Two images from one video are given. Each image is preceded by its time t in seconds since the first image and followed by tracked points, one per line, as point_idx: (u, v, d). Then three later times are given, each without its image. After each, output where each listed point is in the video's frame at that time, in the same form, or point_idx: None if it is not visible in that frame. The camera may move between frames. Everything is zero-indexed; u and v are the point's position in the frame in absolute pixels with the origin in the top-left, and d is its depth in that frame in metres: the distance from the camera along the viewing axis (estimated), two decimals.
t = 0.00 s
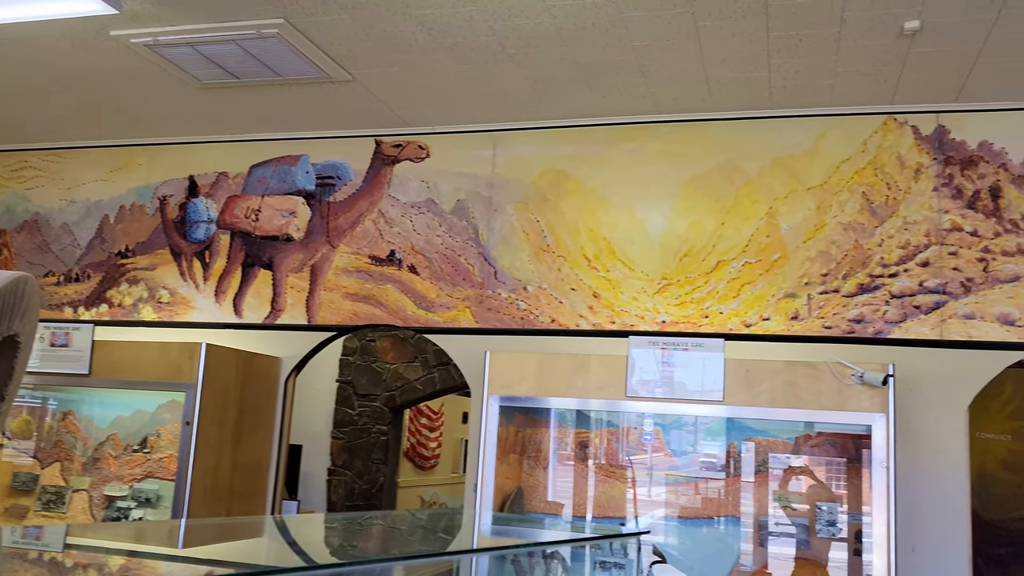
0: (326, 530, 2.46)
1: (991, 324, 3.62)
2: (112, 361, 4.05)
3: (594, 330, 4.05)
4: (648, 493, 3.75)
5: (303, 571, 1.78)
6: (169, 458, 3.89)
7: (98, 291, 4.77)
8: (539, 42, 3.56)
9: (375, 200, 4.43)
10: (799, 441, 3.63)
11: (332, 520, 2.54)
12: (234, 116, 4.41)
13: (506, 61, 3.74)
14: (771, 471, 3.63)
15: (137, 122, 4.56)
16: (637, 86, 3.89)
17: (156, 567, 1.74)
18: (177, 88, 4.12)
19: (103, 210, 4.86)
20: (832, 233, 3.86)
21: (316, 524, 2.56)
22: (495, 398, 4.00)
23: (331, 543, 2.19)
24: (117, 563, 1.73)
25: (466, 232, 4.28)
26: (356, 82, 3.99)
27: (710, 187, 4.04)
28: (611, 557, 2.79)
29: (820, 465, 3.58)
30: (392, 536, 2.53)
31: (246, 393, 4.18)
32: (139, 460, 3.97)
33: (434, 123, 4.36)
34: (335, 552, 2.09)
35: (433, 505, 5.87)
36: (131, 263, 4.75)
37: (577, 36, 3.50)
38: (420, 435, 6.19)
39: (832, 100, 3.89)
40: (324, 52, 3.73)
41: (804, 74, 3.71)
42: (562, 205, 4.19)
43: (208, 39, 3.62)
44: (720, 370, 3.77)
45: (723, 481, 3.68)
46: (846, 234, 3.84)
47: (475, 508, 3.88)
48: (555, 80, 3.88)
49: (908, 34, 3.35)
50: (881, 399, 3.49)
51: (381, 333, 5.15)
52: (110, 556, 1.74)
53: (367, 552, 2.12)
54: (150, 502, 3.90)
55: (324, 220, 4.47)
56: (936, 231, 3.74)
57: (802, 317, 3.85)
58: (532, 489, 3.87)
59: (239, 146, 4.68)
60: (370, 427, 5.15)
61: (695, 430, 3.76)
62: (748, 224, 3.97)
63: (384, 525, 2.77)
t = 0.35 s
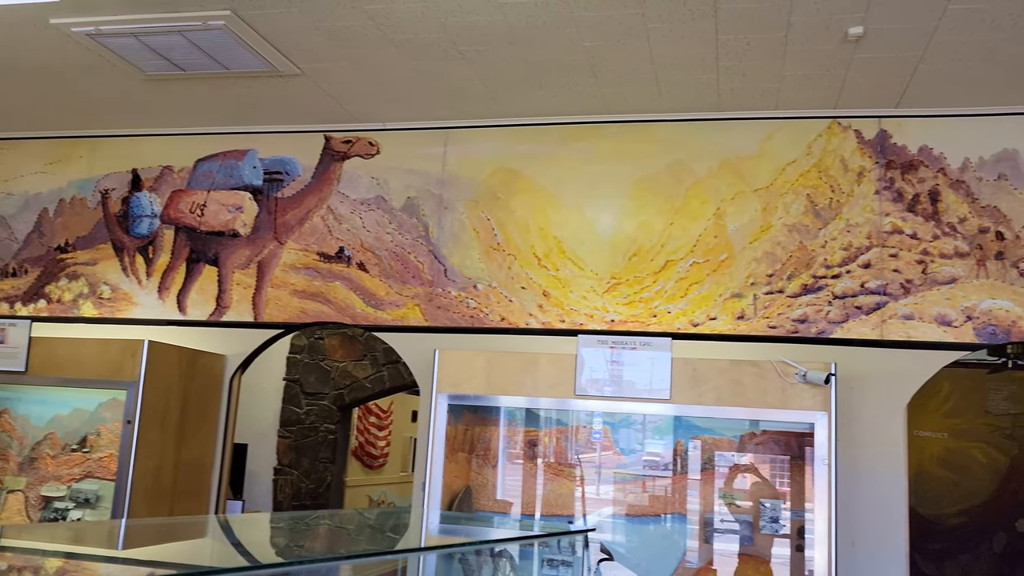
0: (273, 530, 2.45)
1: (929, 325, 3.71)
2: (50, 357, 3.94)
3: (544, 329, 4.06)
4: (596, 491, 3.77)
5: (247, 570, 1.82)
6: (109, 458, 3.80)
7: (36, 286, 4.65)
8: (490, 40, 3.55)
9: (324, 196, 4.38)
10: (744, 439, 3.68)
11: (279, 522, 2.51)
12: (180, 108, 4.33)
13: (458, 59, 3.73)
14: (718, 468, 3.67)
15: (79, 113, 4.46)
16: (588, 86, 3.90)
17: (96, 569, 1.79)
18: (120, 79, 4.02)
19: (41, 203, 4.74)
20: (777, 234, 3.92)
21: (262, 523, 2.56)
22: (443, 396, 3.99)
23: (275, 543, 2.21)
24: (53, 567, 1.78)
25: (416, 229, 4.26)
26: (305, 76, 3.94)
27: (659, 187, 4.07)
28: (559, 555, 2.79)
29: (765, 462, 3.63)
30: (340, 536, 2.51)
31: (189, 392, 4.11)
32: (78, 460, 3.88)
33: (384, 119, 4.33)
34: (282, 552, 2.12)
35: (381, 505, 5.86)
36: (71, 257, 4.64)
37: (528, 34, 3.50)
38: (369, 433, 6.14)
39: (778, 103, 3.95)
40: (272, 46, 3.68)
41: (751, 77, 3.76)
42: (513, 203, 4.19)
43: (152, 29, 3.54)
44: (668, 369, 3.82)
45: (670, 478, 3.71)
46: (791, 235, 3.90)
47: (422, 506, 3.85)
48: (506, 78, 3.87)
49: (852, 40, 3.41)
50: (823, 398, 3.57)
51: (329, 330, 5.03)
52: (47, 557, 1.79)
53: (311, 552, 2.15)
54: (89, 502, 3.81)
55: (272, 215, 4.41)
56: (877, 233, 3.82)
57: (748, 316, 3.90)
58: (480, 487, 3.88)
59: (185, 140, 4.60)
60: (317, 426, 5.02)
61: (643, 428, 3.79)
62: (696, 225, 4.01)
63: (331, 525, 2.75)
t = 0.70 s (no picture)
0: (217, 533, 2.39)
1: (871, 325, 3.78)
2: None
3: (494, 328, 4.06)
4: (546, 491, 3.78)
5: (188, 573, 1.76)
6: (48, 460, 3.72)
7: None
8: (441, 38, 3.54)
9: (272, 193, 4.33)
10: (692, 437, 3.72)
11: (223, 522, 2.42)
12: (123, 102, 4.24)
13: (408, 56, 3.70)
14: (666, 467, 3.70)
15: (18, 106, 4.34)
16: (539, 86, 3.91)
17: (33, 572, 1.71)
18: (62, 71, 3.92)
19: None
20: (725, 235, 3.96)
21: (206, 525, 2.51)
22: (393, 395, 3.96)
23: (219, 547, 2.14)
24: None
25: (366, 228, 4.22)
26: (253, 72, 3.88)
27: (609, 188, 4.10)
28: (508, 555, 2.78)
29: (712, 461, 3.67)
30: (285, 538, 2.47)
31: (132, 391, 4.03)
32: (15, 461, 3.78)
33: (334, 117, 4.29)
34: (226, 554, 2.06)
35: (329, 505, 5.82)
36: (9, 253, 4.53)
37: (480, 33, 3.49)
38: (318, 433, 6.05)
39: (726, 106, 4.00)
40: (219, 40, 3.61)
41: (700, 80, 3.80)
42: (464, 203, 4.18)
43: (94, 20, 3.45)
44: (616, 368, 3.83)
45: (619, 477, 3.74)
46: (738, 237, 3.96)
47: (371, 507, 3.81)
48: (457, 77, 3.86)
49: (799, 45, 3.46)
50: (768, 398, 3.63)
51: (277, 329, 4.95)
52: None
53: (257, 554, 2.10)
54: (26, 505, 3.73)
55: (219, 212, 4.34)
56: (822, 235, 3.89)
57: (697, 316, 3.94)
58: (430, 487, 3.86)
59: (129, 134, 4.51)
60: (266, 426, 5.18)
61: (593, 428, 3.80)
62: (646, 225, 4.04)
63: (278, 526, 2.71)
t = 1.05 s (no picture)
0: (161, 536, 2.31)
1: (816, 324, 3.85)
2: None
3: (445, 326, 4.04)
4: (498, 490, 3.77)
5: None
6: None
7: None
8: (392, 35, 3.51)
9: (219, 189, 4.27)
10: (641, 436, 3.73)
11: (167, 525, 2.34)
12: (66, 95, 4.15)
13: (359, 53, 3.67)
14: (617, 465, 3.71)
15: None
16: (491, 85, 3.91)
17: None
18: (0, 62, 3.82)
19: None
20: (674, 235, 4.00)
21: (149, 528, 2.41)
22: (342, 395, 3.92)
23: (166, 549, 2.07)
24: None
25: (315, 225, 4.18)
26: (200, 66, 3.81)
27: (560, 187, 4.11)
28: (458, 554, 2.77)
29: (663, 458, 3.70)
30: (232, 539, 2.39)
31: (72, 392, 3.92)
32: None
33: (283, 112, 4.24)
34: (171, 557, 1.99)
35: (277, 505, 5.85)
36: None
37: (431, 30, 3.47)
38: (267, 433, 6.04)
39: (676, 107, 4.04)
40: (164, 33, 3.54)
41: (650, 81, 3.82)
42: (415, 201, 4.16)
43: (33, 10, 3.36)
44: (566, 367, 3.84)
45: (570, 475, 3.74)
46: (687, 236, 3.99)
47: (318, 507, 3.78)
48: (409, 74, 3.84)
49: (746, 47, 3.51)
50: (715, 395, 3.67)
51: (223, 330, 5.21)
52: None
53: (202, 556, 2.02)
54: None
55: (164, 209, 4.26)
56: (768, 235, 3.95)
57: (646, 315, 3.97)
58: (379, 487, 3.84)
59: (72, 128, 4.41)
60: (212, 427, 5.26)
61: (545, 427, 3.80)
62: (597, 225, 4.06)
63: (224, 528, 2.62)
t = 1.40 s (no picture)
0: (107, 538, 2.20)
1: (765, 321, 3.90)
2: None
3: (398, 324, 4.02)
4: (452, 488, 3.75)
5: None
6: None
7: None
8: (343, 29, 3.47)
9: (167, 184, 4.20)
10: (593, 433, 3.75)
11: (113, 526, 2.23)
12: (7, 86, 4.05)
13: (310, 47, 3.63)
14: (571, 461, 3.72)
15: None
16: (444, 81, 3.89)
17: None
18: None
19: None
20: (626, 233, 4.03)
21: (94, 530, 2.28)
22: (293, 393, 3.90)
23: (110, 551, 1.97)
24: None
25: (266, 221, 4.13)
26: (146, 58, 3.74)
27: (514, 184, 4.11)
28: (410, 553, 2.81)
29: (616, 455, 3.72)
30: (181, 540, 2.29)
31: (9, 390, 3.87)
32: None
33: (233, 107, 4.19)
34: (115, 559, 1.87)
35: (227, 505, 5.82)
36: None
37: (383, 25, 3.44)
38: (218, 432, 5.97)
39: (628, 106, 4.06)
40: (109, 24, 3.47)
41: (603, 79, 3.84)
42: (367, 197, 4.13)
43: None
44: (518, 364, 3.84)
45: (524, 473, 3.74)
46: (639, 234, 4.02)
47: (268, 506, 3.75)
48: (361, 69, 3.80)
49: (697, 47, 3.54)
50: (666, 391, 3.71)
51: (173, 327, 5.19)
52: None
53: (148, 557, 1.92)
54: None
55: (109, 203, 4.18)
56: (719, 234, 3.99)
57: (599, 312, 3.99)
58: (330, 486, 3.80)
59: (15, 120, 4.32)
60: (160, 426, 5.21)
61: (500, 424, 3.79)
62: (550, 222, 4.07)
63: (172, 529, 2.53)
